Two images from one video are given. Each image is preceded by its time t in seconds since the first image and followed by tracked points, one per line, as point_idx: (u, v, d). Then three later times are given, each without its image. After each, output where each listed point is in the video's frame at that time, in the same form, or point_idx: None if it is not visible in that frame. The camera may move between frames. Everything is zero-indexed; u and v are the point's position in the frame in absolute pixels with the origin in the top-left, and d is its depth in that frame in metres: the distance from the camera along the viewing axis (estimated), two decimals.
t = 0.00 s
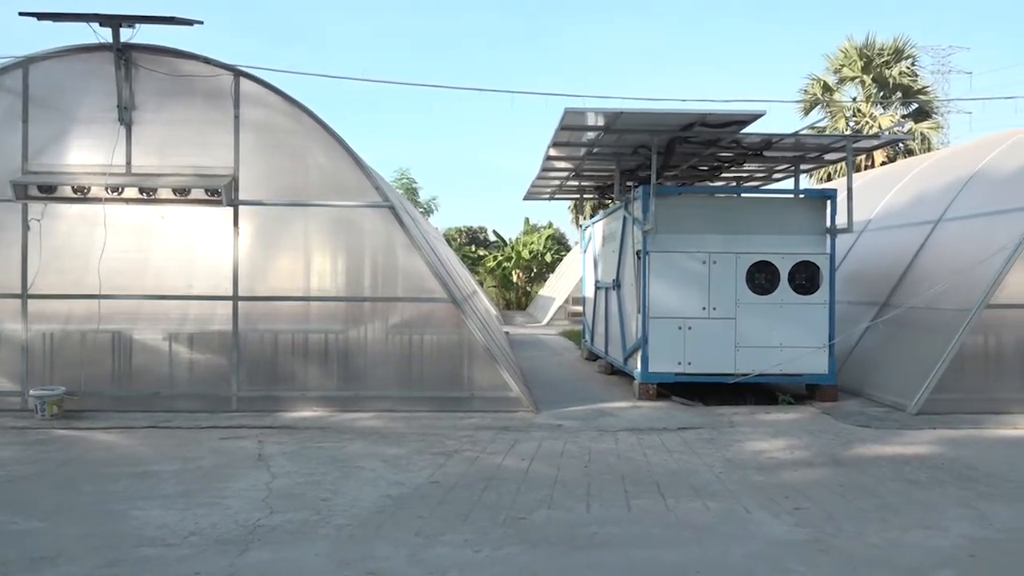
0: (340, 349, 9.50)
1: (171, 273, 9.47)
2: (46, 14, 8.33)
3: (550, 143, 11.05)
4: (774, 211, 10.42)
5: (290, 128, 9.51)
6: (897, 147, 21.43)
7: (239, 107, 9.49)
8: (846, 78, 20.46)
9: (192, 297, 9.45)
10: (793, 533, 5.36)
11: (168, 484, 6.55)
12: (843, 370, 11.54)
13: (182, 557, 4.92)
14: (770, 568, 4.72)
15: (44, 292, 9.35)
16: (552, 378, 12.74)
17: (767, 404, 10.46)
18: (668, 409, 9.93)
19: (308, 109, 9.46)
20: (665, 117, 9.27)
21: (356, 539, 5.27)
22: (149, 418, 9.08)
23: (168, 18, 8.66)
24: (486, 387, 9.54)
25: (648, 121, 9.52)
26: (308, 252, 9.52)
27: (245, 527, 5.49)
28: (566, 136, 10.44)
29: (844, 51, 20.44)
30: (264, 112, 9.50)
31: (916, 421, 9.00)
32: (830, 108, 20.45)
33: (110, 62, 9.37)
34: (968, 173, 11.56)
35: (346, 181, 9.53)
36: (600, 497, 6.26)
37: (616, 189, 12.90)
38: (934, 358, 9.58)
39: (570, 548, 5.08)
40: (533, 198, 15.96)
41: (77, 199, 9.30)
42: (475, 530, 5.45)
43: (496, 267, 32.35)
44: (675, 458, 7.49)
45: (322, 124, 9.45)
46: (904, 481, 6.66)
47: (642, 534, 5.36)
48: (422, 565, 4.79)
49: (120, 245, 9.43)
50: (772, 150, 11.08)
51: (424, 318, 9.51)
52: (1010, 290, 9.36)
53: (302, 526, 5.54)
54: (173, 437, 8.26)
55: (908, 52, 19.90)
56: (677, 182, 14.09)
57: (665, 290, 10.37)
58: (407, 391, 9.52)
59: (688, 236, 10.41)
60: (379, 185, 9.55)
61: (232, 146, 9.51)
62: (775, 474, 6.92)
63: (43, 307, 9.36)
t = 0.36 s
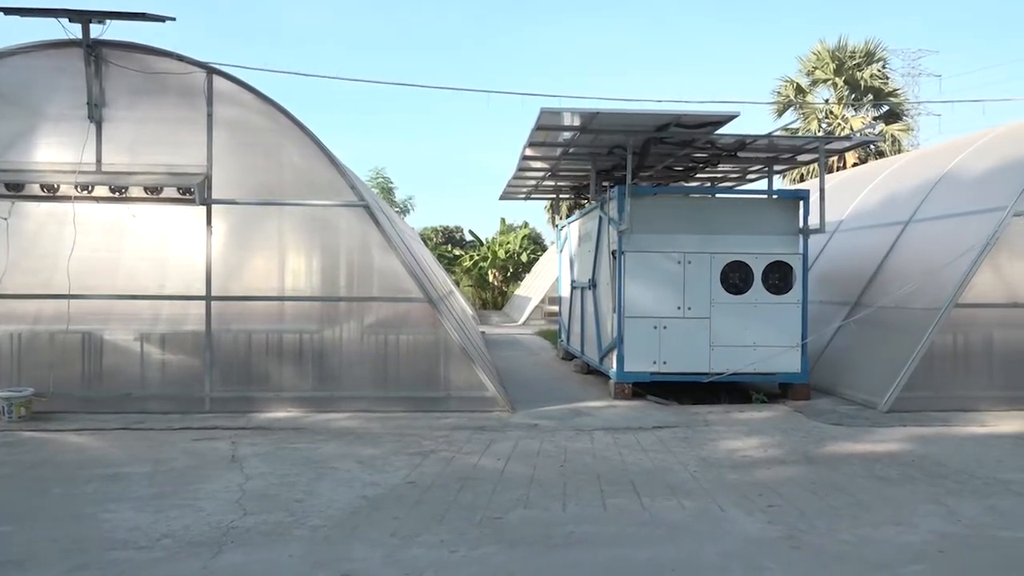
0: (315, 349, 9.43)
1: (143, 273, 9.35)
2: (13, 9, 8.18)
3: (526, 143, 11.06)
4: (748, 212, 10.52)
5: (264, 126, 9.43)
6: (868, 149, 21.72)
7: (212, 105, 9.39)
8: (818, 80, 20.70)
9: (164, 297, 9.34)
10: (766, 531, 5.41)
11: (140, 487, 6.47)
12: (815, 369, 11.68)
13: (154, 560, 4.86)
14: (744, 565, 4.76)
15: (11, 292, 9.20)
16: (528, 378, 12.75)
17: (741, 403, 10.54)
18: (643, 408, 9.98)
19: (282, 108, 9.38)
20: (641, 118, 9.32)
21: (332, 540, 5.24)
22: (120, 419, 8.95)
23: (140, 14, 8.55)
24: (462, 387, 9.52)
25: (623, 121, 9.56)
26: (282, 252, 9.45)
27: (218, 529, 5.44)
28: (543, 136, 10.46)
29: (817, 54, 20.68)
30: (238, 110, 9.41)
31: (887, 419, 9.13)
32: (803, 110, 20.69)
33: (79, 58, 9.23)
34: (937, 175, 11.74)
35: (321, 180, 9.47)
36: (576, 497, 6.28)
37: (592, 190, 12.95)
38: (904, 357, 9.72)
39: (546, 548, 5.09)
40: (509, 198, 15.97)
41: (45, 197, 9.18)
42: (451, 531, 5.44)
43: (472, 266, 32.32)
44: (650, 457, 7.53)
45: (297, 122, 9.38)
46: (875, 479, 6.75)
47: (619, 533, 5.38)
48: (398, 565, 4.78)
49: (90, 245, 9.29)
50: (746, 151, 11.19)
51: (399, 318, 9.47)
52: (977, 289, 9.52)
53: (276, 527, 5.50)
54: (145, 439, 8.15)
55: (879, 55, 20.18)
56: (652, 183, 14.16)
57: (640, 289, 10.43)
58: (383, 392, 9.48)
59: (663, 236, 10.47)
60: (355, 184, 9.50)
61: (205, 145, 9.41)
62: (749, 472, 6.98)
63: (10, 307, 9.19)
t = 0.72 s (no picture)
0: (288, 350, 9.35)
1: (112, 272, 9.21)
2: None
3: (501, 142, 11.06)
4: (721, 212, 10.60)
5: (236, 124, 9.33)
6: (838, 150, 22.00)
7: (184, 103, 9.27)
8: (790, 82, 20.92)
9: (134, 297, 9.21)
10: (739, 528, 5.46)
11: (109, 489, 6.38)
12: (787, 368, 11.80)
13: (123, 564, 4.79)
14: (718, 563, 4.80)
15: None
16: (503, 377, 12.75)
17: (714, 402, 10.63)
18: (617, 408, 10.03)
19: (254, 105, 9.29)
20: (615, 118, 9.36)
21: (305, 542, 5.20)
22: (89, 421, 8.81)
23: (109, 10, 8.41)
24: (436, 387, 9.49)
25: (598, 122, 9.59)
26: (255, 251, 9.35)
27: (189, 532, 5.37)
28: (517, 136, 10.46)
29: (788, 56, 20.88)
30: (209, 108, 9.31)
31: (857, 417, 9.26)
32: (775, 111, 20.90)
33: (46, 54, 9.08)
34: (906, 176, 11.91)
35: (294, 179, 9.38)
36: (551, 496, 6.29)
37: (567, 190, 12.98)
38: (874, 356, 9.85)
39: (521, 547, 5.09)
40: (484, 198, 15.96)
41: (11, 195, 9.02)
42: (425, 531, 5.42)
43: (447, 266, 32.25)
44: (624, 456, 7.57)
45: (270, 120, 9.30)
46: (845, 476, 6.84)
47: (593, 532, 5.40)
48: (372, 566, 4.75)
49: (58, 244, 9.15)
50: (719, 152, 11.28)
51: (374, 318, 9.42)
52: (945, 289, 9.68)
53: (248, 530, 5.45)
54: (114, 441, 8.04)
55: (850, 58, 20.45)
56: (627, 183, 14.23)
57: (614, 289, 10.47)
58: (357, 392, 9.42)
59: (637, 236, 10.52)
60: (329, 183, 9.43)
61: (176, 143, 9.30)
62: (722, 471, 7.04)
63: None
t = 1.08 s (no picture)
0: (258, 350, 9.26)
1: (77, 272, 9.05)
2: None
3: (474, 142, 11.04)
4: (692, 213, 10.68)
5: (205, 122, 9.21)
6: (806, 152, 22.28)
7: (151, 100, 9.13)
8: (760, 84, 21.13)
9: (100, 296, 9.06)
10: (709, 526, 5.51)
11: (73, 493, 6.26)
12: (756, 367, 11.94)
13: (88, 569, 4.70)
14: (688, 560, 4.84)
15: None
16: (476, 377, 12.74)
17: (685, 401, 10.71)
18: (589, 407, 10.07)
19: (223, 103, 9.18)
20: (587, 119, 9.40)
21: (275, 544, 5.16)
22: (53, 423, 8.65)
23: (74, 5, 8.27)
24: (408, 387, 9.45)
25: (570, 122, 9.62)
26: (224, 250, 9.25)
27: (156, 535, 5.30)
28: (490, 136, 10.45)
29: (758, 58, 21.08)
30: (177, 105, 9.18)
31: (824, 415, 9.39)
32: (745, 113, 21.10)
33: (9, 48, 8.90)
34: (873, 178, 12.09)
35: (264, 177, 9.29)
36: (523, 496, 6.30)
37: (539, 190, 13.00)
38: (841, 355, 9.99)
39: (493, 547, 5.09)
40: (456, 198, 15.93)
41: None
42: (397, 532, 5.40)
43: (419, 266, 32.14)
44: (596, 455, 7.60)
45: (239, 118, 9.20)
46: (813, 473, 6.93)
47: (564, 531, 5.41)
48: (343, 568, 4.72)
49: (21, 243, 8.98)
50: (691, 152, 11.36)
51: (345, 318, 9.35)
52: (910, 289, 9.84)
53: (217, 532, 5.38)
54: (79, 443, 7.90)
55: (818, 61, 20.71)
56: (598, 183, 14.29)
57: (586, 289, 10.50)
58: (328, 393, 9.36)
59: (609, 236, 10.57)
60: (299, 181, 9.35)
61: (143, 140, 9.16)
62: (692, 469, 7.10)
63: None
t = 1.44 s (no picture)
0: (226, 351, 9.14)
1: (39, 271, 8.87)
2: None
3: (445, 141, 11.02)
4: (662, 213, 10.76)
5: (171, 119, 9.08)
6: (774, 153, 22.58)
7: (115, 96, 8.98)
8: (729, 86, 21.34)
9: (63, 296, 8.89)
10: (678, 524, 5.55)
11: (35, 497, 6.13)
12: (725, 366, 12.06)
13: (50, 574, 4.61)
14: (658, 558, 4.87)
15: None
16: (447, 377, 12.71)
17: (655, 399, 10.78)
18: (561, 406, 10.10)
19: (191, 100, 9.06)
20: (559, 119, 9.42)
21: (243, 546, 5.10)
22: (14, 426, 8.47)
23: None
24: (379, 388, 9.40)
25: (541, 122, 9.64)
26: (191, 250, 9.12)
27: (121, 539, 5.21)
28: (461, 135, 10.43)
29: (727, 60, 21.30)
30: (143, 102, 9.03)
31: (792, 413, 9.51)
32: (714, 114, 21.30)
33: None
34: (840, 179, 12.28)
35: (232, 175, 9.18)
36: (494, 496, 6.30)
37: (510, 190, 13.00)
38: (808, 353, 10.13)
39: (464, 547, 5.08)
40: (427, 198, 15.89)
41: None
42: (367, 533, 5.37)
43: (389, 265, 31.99)
44: (567, 455, 7.62)
45: (207, 116, 9.08)
46: (781, 471, 7.02)
47: (535, 530, 5.42)
48: (312, 570, 4.68)
49: None
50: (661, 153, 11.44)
51: (314, 318, 9.27)
52: (875, 289, 10.01)
53: (184, 535, 5.31)
54: (42, 446, 7.74)
55: (786, 64, 20.99)
56: (569, 184, 14.33)
57: (557, 289, 10.53)
58: (298, 393, 9.28)
59: (580, 236, 10.61)
60: (268, 180, 9.25)
61: (107, 137, 9.00)
62: (662, 467, 7.16)
63: None
